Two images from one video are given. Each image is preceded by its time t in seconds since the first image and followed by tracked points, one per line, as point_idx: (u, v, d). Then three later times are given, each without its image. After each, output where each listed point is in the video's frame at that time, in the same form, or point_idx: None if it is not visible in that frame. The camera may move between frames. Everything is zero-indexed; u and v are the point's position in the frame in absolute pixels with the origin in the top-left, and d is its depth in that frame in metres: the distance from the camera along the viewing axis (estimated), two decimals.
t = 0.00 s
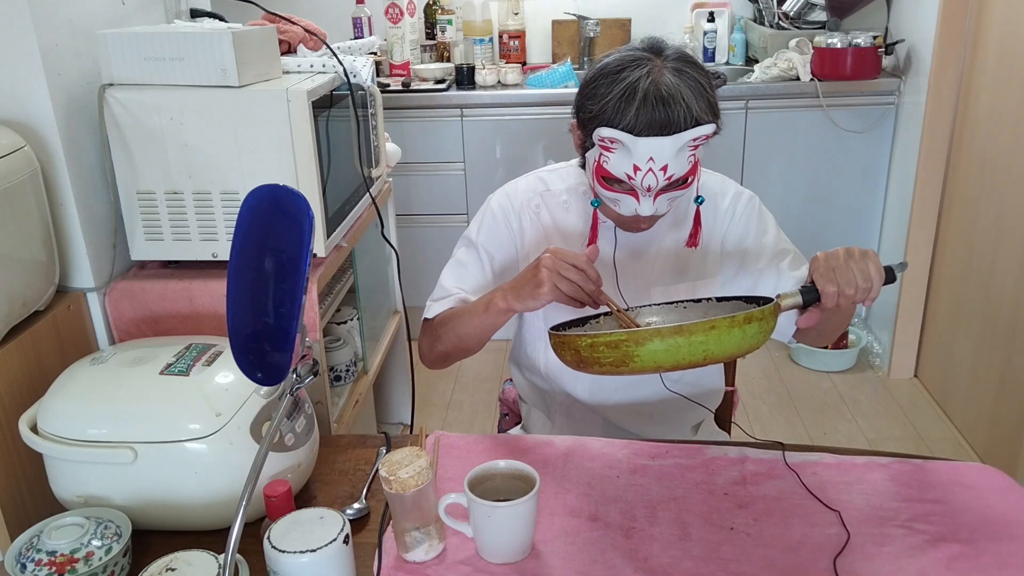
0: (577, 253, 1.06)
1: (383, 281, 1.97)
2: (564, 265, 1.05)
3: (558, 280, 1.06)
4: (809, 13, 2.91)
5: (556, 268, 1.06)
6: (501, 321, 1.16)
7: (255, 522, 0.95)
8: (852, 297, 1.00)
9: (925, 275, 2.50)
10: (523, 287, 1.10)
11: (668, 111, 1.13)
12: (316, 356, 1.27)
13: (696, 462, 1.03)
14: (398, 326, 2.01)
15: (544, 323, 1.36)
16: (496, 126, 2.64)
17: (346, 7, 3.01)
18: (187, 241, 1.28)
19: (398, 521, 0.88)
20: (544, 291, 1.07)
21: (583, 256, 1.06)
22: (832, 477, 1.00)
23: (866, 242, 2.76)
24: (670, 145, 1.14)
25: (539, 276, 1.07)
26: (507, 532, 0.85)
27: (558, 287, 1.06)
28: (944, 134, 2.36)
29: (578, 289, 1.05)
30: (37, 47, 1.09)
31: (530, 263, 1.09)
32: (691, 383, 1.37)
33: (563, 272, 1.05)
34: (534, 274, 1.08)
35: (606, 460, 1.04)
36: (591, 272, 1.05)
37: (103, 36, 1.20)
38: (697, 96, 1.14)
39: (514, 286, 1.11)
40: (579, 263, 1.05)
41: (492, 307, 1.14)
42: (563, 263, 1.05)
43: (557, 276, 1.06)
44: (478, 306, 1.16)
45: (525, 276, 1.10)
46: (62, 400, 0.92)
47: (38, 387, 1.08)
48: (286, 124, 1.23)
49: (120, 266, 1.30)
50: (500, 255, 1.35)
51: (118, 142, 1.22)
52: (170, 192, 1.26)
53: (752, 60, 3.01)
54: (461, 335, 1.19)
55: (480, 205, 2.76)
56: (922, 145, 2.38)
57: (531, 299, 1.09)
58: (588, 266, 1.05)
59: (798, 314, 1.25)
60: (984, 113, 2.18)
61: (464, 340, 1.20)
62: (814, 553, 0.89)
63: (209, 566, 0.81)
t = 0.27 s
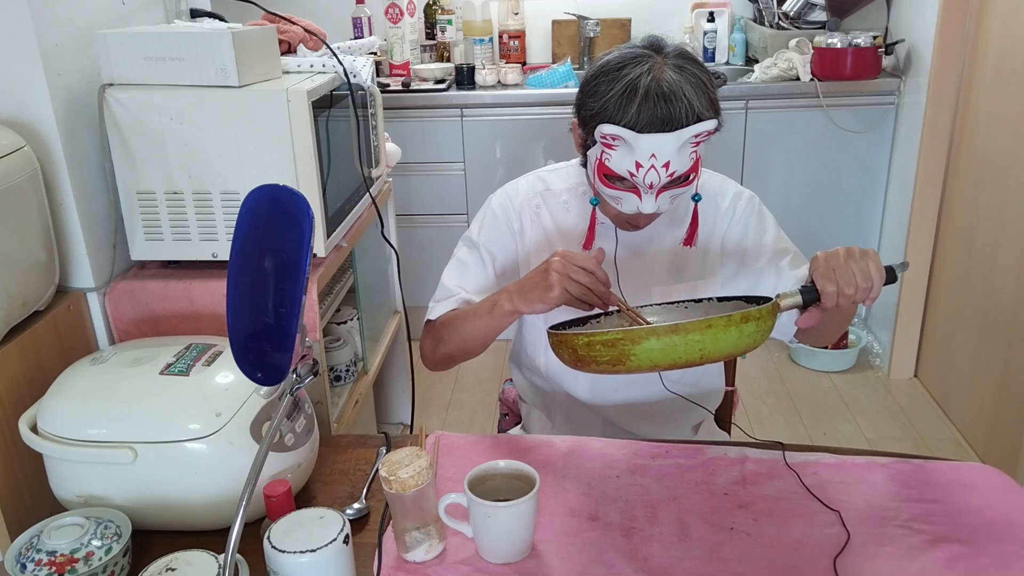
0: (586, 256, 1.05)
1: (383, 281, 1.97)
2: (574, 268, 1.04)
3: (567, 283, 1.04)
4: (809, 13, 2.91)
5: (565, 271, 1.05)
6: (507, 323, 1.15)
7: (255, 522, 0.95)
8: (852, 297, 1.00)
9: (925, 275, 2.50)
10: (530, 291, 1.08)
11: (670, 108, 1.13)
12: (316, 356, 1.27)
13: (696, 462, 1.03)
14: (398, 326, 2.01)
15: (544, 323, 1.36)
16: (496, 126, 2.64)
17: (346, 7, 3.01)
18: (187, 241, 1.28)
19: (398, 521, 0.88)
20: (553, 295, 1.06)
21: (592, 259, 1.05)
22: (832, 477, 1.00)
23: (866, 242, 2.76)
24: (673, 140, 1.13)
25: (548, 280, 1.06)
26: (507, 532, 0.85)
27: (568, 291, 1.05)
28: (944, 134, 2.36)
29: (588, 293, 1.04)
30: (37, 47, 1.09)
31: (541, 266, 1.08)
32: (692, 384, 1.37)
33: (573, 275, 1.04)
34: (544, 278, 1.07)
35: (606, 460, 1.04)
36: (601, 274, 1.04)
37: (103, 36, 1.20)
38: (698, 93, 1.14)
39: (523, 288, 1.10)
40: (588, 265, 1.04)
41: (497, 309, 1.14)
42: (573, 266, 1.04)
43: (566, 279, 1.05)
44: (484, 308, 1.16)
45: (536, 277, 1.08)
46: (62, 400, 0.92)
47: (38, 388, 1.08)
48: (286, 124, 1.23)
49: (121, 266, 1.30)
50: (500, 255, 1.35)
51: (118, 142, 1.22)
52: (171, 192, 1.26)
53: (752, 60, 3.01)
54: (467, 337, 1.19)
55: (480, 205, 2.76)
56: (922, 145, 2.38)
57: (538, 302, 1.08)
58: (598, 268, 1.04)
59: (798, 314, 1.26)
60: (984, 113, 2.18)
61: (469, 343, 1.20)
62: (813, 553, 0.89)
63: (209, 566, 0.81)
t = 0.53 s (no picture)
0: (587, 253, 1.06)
1: (383, 281, 1.97)
2: (574, 264, 1.05)
3: (569, 281, 1.05)
4: (809, 13, 2.91)
5: (566, 268, 1.05)
6: (507, 321, 1.15)
7: (255, 522, 0.95)
8: (855, 296, 1.00)
9: (925, 275, 2.50)
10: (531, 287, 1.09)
11: (669, 107, 1.13)
12: (316, 356, 1.27)
13: (696, 462, 1.03)
14: (398, 326, 2.01)
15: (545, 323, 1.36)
16: (496, 126, 2.64)
17: (346, 7, 3.01)
18: (187, 241, 1.28)
19: (398, 521, 0.88)
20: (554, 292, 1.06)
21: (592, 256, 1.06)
22: (832, 477, 1.00)
23: (866, 242, 2.76)
24: (670, 140, 1.13)
25: (549, 278, 1.07)
26: (507, 532, 0.85)
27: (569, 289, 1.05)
28: (944, 134, 2.36)
29: (588, 289, 1.05)
30: (37, 47, 1.09)
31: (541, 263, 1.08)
32: (692, 383, 1.38)
33: (574, 271, 1.05)
34: (545, 275, 1.07)
35: (606, 460, 1.04)
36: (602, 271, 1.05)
37: (103, 36, 1.20)
38: (697, 93, 1.14)
39: (523, 285, 1.10)
40: (589, 263, 1.05)
41: (497, 307, 1.14)
42: (573, 262, 1.05)
43: (567, 277, 1.05)
44: (484, 306, 1.16)
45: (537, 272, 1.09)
46: (62, 399, 0.92)
47: (38, 388, 1.08)
48: (286, 124, 1.23)
49: (120, 266, 1.30)
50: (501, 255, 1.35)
51: (118, 142, 1.22)
52: (170, 193, 1.26)
53: (752, 60, 3.01)
54: (466, 336, 1.19)
55: (480, 205, 2.76)
56: (922, 145, 2.38)
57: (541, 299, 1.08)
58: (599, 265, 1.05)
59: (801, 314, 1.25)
60: (984, 113, 2.18)
61: (469, 342, 1.19)
62: (813, 553, 0.89)
63: (209, 566, 0.81)
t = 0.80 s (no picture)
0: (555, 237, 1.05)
1: (383, 281, 1.97)
2: (543, 253, 1.04)
3: (537, 271, 1.04)
4: (809, 13, 2.91)
5: (535, 258, 1.04)
6: (490, 309, 1.16)
7: (255, 522, 0.95)
8: (864, 285, 0.97)
9: (925, 275, 2.50)
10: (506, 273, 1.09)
11: (669, 107, 1.13)
12: (315, 356, 1.27)
13: (696, 462, 1.03)
14: (398, 326, 2.01)
15: (545, 320, 1.36)
16: (496, 126, 2.64)
17: (346, 7, 3.01)
18: (187, 241, 1.28)
19: (398, 521, 0.88)
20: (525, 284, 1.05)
21: (561, 241, 1.05)
22: (832, 477, 1.00)
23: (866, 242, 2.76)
24: (669, 140, 1.13)
25: (518, 268, 1.06)
26: (507, 532, 0.85)
27: (539, 277, 1.04)
28: (944, 134, 2.36)
29: (559, 277, 1.04)
30: (37, 47, 1.09)
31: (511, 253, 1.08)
32: (693, 383, 1.38)
33: (543, 260, 1.04)
34: (514, 266, 1.07)
35: (606, 460, 1.04)
36: (571, 255, 1.03)
37: (103, 36, 1.20)
38: (697, 94, 1.14)
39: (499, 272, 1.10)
40: (557, 248, 1.04)
41: (479, 295, 1.15)
42: (540, 250, 1.04)
43: (537, 269, 1.04)
44: (466, 295, 1.17)
45: (507, 263, 1.09)
46: (62, 399, 0.92)
47: (37, 388, 1.08)
48: (286, 124, 1.23)
49: (121, 266, 1.30)
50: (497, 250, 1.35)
51: (118, 142, 1.22)
52: (170, 192, 1.26)
53: (752, 59, 3.01)
54: (450, 325, 1.21)
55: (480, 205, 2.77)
56: (922, 145, 2.38)
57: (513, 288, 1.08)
58: (567, 249, 1.04)
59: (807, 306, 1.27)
60: (984, 113, 2.18)
61: (452, 331, 1.21)
62: (813, 553, 0.89)
63: (209, 566, 0.81)
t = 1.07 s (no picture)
0: (563, 224, 1.05)
1: (383, 281, 1.97)
2: (550, 240, 1.04)
3: (541, 257, 1.03)
4: (809, 13, 2.91)
5: (541, 244, 1.04)
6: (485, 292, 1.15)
7: (256, 522, 0.95)
8: (860, 262, 0.97)
9: (925, 275, 2.50)
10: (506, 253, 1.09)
11: (668, 110, 1.13)
12: (315, 356, 1.27)
13: (696, 462, 1.03)
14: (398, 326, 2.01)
15: (545, 319, 1.36)
16: (496, 126, 2.64)
17: (346, 7, 3.01)
18: (187, 241, 1.28)
19: (398, 521, 0.88)
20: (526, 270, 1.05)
21: (568, 228, 1.05)
22: (832, 477, 1.00)
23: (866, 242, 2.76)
24: (668, 143, 1.13)
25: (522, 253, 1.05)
26: (507, 533, 0.85)
27: (542, 263, 1.03)
28: (944, 134, 2.36)
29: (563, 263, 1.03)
30: (37, 47, 1.09)
31: (516, 238, 1.08)
32: (694, 386, 1.39)
33: (549, 246, 1.03)
34: (518, 250, 1.07)
35: (606, 460, 1.04)
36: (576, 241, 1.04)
37: (103, 36, 1.20)
38: (697, 96, 1.14)
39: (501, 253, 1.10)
40: (564, 235, 1.04)
41: (475, 278, 1.14)
42: (547, 236, 1.04)
43: (540, 254, 1.04)
44: (461, 279, 1.16)
45: (511, 246, 1.08)
46: (62, 400, 0.92)
47: (38, 388, 1.08)
48: (286, 124, 1.23)
49: (121, 266, 1.30)
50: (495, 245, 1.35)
51: (118, 143, 1.22)
52: (170, 193, 1.26)
53: (752, 59, 3.01)
54: (444, 310, 1.19)
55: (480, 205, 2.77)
56: (922, 145, 2.38)
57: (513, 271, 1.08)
58: (573, 236, 1.04)
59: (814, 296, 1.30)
60: (984, 113, 2.18)
61: (445, 316, 1.20)
62: (813, 553, 0.89)
63: (209, 566, 0.81)
